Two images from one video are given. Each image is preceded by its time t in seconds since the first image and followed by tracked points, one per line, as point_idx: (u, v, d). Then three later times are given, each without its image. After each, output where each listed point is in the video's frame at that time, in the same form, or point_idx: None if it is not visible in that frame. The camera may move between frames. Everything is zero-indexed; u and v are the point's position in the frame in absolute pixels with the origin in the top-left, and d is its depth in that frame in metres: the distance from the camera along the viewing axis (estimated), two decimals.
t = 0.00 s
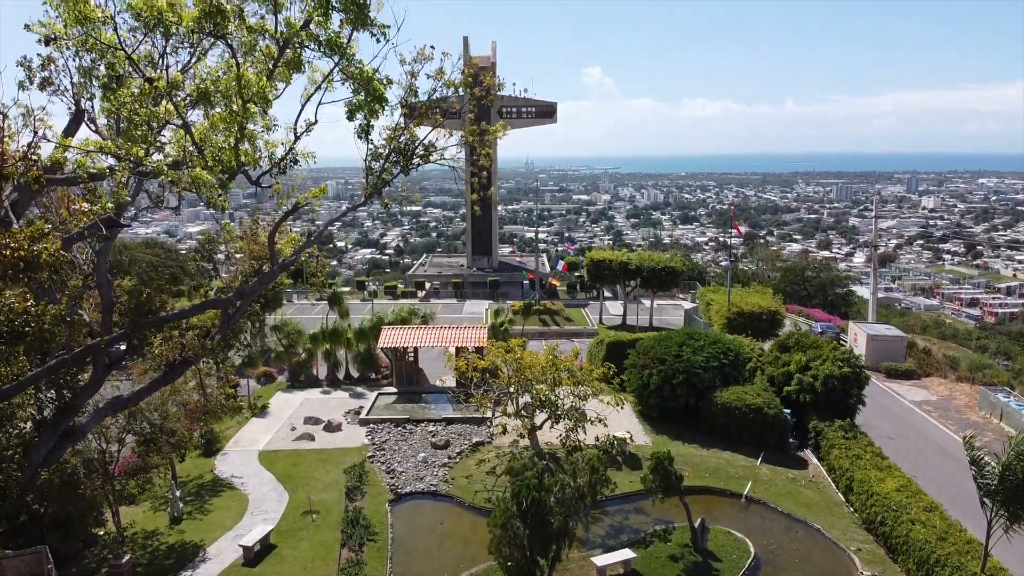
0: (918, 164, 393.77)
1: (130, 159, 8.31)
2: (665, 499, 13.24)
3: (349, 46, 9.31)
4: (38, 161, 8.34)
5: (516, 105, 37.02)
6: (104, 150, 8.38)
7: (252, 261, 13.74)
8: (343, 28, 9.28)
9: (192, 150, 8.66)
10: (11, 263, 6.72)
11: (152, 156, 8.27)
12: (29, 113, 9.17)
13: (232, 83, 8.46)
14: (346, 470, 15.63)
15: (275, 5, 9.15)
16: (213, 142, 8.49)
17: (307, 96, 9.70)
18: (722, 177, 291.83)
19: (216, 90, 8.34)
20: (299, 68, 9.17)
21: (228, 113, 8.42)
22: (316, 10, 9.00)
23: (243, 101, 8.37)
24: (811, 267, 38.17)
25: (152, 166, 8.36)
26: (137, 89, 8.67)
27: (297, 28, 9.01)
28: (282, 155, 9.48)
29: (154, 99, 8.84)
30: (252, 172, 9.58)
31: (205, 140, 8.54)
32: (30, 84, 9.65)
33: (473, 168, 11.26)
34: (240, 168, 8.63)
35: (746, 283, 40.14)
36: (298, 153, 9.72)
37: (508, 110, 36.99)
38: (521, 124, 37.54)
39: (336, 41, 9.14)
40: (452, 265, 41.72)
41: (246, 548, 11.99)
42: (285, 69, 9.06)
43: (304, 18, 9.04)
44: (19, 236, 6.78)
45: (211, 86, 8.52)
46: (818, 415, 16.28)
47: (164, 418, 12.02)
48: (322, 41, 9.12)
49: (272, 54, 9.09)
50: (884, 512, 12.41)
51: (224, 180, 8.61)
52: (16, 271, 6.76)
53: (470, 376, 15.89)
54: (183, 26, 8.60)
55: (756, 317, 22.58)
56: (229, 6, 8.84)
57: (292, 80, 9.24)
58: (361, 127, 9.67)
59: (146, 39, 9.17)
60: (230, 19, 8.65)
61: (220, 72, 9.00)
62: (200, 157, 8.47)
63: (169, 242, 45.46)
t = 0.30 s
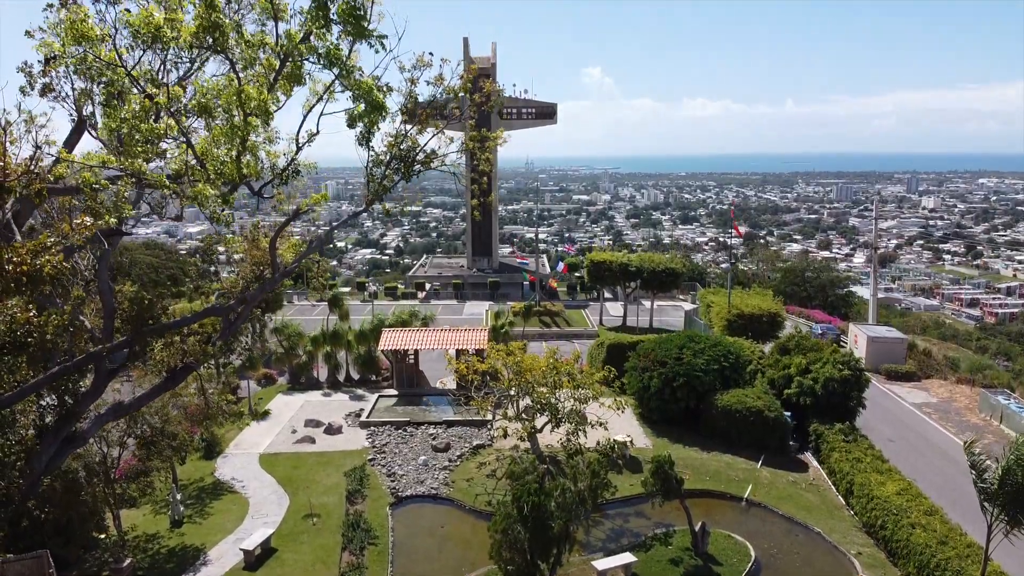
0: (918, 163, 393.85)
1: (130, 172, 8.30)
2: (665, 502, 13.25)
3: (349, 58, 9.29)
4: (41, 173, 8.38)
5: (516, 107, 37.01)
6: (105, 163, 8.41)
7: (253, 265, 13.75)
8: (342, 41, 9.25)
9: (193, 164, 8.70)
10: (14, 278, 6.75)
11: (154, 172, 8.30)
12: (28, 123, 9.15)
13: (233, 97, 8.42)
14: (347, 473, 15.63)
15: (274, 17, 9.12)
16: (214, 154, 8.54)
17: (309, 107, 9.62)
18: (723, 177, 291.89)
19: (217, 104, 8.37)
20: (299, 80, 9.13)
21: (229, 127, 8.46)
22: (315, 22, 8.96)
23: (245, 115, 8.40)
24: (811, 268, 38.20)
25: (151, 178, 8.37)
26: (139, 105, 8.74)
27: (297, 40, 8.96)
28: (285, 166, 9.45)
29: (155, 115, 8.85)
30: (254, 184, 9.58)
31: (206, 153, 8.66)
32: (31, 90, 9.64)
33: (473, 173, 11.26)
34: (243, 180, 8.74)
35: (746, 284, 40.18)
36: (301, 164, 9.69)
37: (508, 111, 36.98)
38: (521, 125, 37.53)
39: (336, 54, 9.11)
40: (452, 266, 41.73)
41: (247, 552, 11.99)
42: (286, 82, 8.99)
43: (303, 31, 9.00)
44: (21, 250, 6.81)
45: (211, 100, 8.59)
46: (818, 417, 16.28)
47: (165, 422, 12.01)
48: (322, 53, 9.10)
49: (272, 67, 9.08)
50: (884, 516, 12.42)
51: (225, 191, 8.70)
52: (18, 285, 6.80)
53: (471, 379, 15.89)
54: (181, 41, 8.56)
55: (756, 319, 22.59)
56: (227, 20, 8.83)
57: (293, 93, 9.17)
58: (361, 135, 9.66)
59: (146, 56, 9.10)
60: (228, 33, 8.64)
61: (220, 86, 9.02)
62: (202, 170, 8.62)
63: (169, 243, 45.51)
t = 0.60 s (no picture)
0: (918, 163, 393.93)
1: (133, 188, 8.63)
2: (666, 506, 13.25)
3: (352, 73, 9.31)
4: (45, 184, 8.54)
5: (516, 108, 37.03)
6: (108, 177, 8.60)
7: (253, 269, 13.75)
8: (345, 57, 9.32)
9: (194, 176, 8.97)
10: (16, 293, 7.19)
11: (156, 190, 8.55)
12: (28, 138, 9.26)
13: (236, 111, 8.50)
14: (347, 476, 15.64)
15: (276, 31, 9.20)
16: (217, 168, 8.70)
17: (311, 119, 9.60)
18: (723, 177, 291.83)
19: (221, 120, 8.51)
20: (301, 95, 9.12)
21: (232, 143, 8.49)
22: (318, 39, 9.04)
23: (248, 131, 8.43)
24: (811, 269, 38.21)
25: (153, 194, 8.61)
26: (141, 122, 8.57)
27: (299, 55, 8.96)
28: (286, 178, 9.45)
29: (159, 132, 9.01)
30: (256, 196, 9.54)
31: (209, 167, 8.77)
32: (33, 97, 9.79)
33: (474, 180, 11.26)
34: (245, 193, 8.75)
35: (746, 286, 40.16)
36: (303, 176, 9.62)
37: (508, 113, 36.99)
38: (522, 127, 37.53)
39: (338, 70, 9.17)
40: (452, 267, 41.73)
41: (248, 557, 12.00)
42: (289, 96, 9.08)
43: (307, 46, 9.06)
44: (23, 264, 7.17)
45: (215, 115, 8.54)
46: (818, 420, 16.28)
47: (165, 427, 11.97)
48: (325, 69, 9.15)
49: (275, 80, 9.08)
50: (885, 520, 12.42)
51: (227, 205, 8.76)
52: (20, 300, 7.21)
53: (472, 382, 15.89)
54: (185, 58, 8.68)
55: (757, 322, 22.58)
56: (232, 38, 9.02)
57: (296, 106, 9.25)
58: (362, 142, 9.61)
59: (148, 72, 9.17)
60: (232, 49, 8.69)
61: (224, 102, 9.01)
62: (205, 184, 8.73)
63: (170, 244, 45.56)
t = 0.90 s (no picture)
0: (918, 162, 393.98)
1: (139, 204, 8.77)
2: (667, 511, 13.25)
3: (357, 92, 9.33)
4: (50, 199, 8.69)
5: (516, 109, 37.04)
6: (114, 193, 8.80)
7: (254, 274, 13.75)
8: (350, 76, 9.37)
9: (198, 193, 9.18)
10: (20, 309, 7.16)
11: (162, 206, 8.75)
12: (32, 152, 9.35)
13: (242, 128, 8.65)
14: (348, 479, 15.64)
15: (282, 48, 9.41)
16: (221, 184, 8.79)
17: (314, 133, 9.62)
18: (723, 176, 291.83)
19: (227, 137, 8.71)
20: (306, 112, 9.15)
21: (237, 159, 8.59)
22: (325, 58, 9.15)
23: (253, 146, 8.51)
24: (811, 270, 38.24)
25: (158, 210, 8.84)
26: (147, 144, 8.66)
27: (305, 73, 9.12)
28: (290, 191, 9.45)
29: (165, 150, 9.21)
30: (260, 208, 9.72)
31: (214, 183, 8.88)
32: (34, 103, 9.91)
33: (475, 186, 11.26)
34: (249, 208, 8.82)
35: (746, 287, 40.19)
36: (306, 189, 9.58)
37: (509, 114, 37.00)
38: (522, 128, 37.55)
39: (345, 89, 9.22)
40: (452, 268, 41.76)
41: (249, 561, 12.01)
42: (293, 112, 9.16)
43: (313, 64, 9.19)
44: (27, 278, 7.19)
45: (219, 133, 8.72)
46: (819, 424, 16.28)
47: (165, 432, 11.87)
48: (332, 87, 9.23)
49: (279, 96, 9.23)
50: (886, 524, 12.42)
51: (231, 220, 9.01)
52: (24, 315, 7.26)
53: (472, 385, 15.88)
54: (192, 77, 8.58)
55: (757, 324, 22.59)
56: (238, 57, 8.93)
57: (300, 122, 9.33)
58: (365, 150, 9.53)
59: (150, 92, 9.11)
60: (239, 70, 8.73)
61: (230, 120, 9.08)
62: (210, 201, 8.84)
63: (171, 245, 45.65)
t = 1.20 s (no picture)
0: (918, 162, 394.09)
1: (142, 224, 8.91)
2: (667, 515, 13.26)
3: (364, 112, 9.31)
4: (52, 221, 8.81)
5: (517, 110, 37.04)
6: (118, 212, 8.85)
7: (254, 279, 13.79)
8: (355, 96, 9.42)
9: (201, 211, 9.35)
10: (26, 328, 6.86)
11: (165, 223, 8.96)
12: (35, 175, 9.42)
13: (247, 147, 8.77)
14: (348, 483, 15.65)
15: (288, 66, 9.63)
16: (224, 204, 8.94)
17: (316, 148, 9.61)
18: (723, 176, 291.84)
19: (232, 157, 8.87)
20: (310, 131, 9.31)
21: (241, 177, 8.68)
22: (330, 78, 9.27)
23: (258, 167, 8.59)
24: (811, 271, 38.27)
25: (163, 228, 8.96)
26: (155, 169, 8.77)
27: (312, 92, 9.14)
28: (291, 207, 9.66)
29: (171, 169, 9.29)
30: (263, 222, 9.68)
31: (218, 201, 8.98)
32: (36, 109, 10.12)
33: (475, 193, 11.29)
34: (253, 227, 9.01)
35: (746, 288, 40.19)
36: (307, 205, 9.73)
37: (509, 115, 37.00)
38: (522, 129, 37.55)
39: (351, 109, 9.23)
40: (452, 269, 41.77)
41: (250, 566, 12.01)
42: (298, 130, 9.27)
43: (318, 84, 9.32)
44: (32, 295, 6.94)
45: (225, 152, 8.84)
46: (819, 427, 16.30)
47: (166, 436, 11.91)
48: (337, 106, 9.28)
49: (284, 113, 9.43)
50: (886, 529, 12.43)
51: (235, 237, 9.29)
52: (29, 334, 6.95)
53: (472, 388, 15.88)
54: (201, 99, 8.61)
55: (757, 327, 22.60)
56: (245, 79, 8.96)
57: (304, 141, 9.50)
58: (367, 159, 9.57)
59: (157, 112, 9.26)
60: (247, 92, 8.74)
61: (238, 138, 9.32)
62: (214, 218, 9.01)
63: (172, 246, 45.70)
